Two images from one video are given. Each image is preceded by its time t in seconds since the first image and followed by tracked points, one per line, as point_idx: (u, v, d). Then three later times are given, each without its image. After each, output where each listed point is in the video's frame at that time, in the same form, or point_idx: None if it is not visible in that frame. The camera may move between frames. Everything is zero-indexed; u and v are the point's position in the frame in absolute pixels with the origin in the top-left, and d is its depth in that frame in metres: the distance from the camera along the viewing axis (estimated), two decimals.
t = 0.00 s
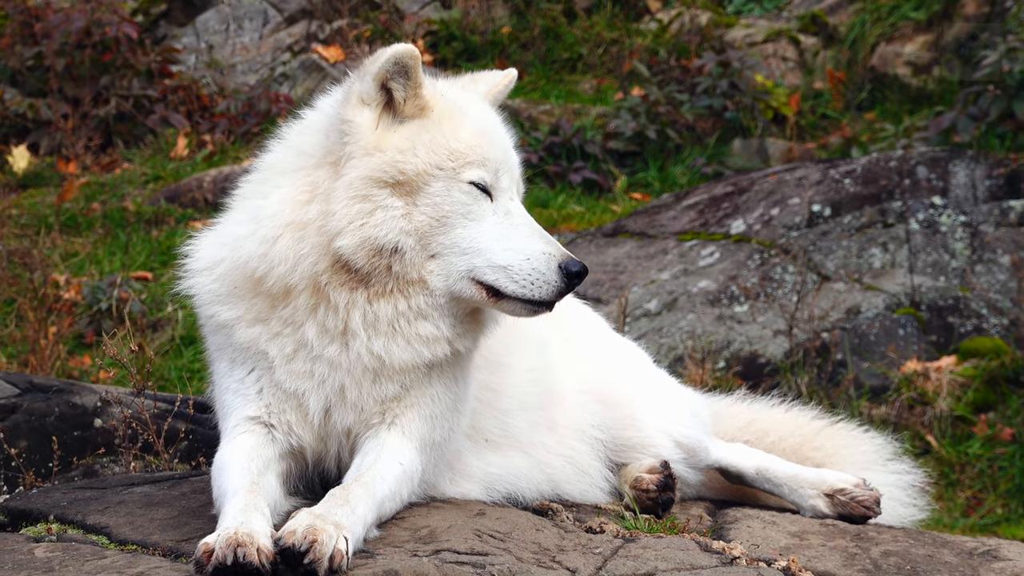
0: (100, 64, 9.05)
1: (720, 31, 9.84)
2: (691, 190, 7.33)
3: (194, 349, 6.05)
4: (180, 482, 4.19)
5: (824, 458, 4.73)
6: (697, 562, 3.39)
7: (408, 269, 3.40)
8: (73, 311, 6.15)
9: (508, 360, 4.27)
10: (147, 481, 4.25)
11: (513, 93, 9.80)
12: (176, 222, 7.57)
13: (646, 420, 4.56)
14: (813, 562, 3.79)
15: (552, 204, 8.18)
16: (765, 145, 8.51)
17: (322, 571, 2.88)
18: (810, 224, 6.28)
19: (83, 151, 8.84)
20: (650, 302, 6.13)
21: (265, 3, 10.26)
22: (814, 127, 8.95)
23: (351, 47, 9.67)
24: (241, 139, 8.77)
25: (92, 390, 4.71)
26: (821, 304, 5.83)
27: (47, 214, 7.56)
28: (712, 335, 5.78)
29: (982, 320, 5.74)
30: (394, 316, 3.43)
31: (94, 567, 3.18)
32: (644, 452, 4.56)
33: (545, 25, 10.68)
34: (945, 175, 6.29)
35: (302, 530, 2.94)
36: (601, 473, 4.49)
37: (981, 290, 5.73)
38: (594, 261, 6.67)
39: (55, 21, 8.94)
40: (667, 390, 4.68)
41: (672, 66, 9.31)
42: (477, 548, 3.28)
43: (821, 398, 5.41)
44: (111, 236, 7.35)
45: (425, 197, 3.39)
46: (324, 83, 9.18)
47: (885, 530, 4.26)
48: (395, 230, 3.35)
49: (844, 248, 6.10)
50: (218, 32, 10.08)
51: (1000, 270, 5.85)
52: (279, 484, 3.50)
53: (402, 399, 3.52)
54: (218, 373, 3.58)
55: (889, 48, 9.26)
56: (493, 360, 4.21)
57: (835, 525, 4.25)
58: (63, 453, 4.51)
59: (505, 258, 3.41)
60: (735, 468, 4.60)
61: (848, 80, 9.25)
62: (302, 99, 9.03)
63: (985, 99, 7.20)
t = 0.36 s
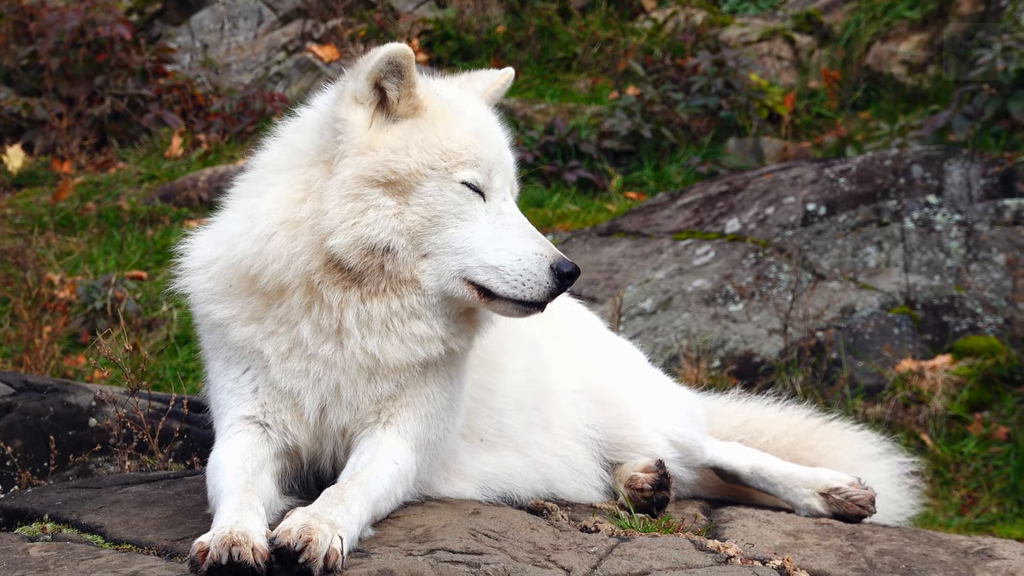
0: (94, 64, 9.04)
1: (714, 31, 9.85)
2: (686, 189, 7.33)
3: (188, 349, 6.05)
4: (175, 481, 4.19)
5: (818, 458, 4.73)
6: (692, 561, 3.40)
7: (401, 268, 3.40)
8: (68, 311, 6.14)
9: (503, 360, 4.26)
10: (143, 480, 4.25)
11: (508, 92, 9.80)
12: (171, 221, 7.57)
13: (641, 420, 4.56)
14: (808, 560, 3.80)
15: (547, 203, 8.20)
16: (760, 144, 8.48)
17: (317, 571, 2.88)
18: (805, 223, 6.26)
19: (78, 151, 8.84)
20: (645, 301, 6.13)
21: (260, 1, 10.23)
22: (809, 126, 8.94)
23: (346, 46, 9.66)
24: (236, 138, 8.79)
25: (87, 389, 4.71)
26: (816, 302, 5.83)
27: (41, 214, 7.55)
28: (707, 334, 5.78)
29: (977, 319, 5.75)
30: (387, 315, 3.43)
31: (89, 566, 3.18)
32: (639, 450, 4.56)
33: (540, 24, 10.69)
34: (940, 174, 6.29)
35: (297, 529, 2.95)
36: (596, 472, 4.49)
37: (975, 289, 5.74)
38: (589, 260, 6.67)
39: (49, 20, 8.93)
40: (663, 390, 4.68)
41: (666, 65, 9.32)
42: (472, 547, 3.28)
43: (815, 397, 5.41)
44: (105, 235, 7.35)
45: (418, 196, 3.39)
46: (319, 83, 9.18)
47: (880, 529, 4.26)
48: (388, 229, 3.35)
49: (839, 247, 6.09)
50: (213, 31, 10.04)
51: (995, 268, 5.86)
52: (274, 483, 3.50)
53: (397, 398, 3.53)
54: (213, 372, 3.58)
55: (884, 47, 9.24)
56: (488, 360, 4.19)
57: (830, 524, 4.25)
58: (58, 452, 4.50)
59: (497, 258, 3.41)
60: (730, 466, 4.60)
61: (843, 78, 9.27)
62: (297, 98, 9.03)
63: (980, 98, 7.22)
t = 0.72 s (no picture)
0: (89, 64, 9.06)
1: (709, 31, 9.86)
2: (680, 189, 7.34)
3: (183, 348, 6.05)
4: (169, 480, 4.20)
5: (812, 457, 4.73)
6: (686, 560, 3.40)
7: (377, 267, 3.39)
8: (62, 311, 6.16)
9: (497, 360, 4.25)
10: (137, 479, 4.25)
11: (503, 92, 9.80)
12: (165, 221, 7.58)
13: (635, 420, 4.56)
14: (802, 559, 3.80)
15: (542, 203, 8.21)
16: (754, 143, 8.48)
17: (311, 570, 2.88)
18: (799, 222, 6.28)
19: (72, 150, 8.84)
20: (639, 300, 6.14)
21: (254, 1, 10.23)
22: (803, 126, 9.00)
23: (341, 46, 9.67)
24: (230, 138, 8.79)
25: (81, 389, 4.69)
26: (810, 302, 5.84)
27: (35, 214, 7.55)
28: (701, 333, 5.78)
29: (971, 318, 5.75)
30: (368, 314, 3.42)
31: (83, 566, 3.18)
32: (632, 450, 4.56)
33: (534, 24, 10.69)
34: (934, 174, 6.30)
35: (291, 528, 2.95)
36: (590, 472, 4.50)
37: (969, 289, 5.74)
38: (583, 259, 6.68)
39: (44, 20, 8.93)
40: (656, 389, 4.68)
41: (661, 65, 9.35)
42: (466, 546, 3.28)
43: (809, 396, 5.41)
44: (100, 235, 7.35)
45: (390, 195, 3.37)
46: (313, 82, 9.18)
47: (874, 528, 4.27)
48: (361, 228, 3.34)
49: (833, 246, 6.10)
50: (207, 31, 10.07)
51: (989, 268, 5.86)
52: (268, 483, 3.50)
53: (390, 397, 3.54)
54: (208, 372, 3.58)
55: (878, 47, 9.22)
56: (481, 359, 4.19)
57: (824, 523, 4.26)
58: (52, 451, 4.52)
59: (469, 257, 3.37)
60: (724, 466, 4.61)
61: (837, 78, 9.28)
62: (291, 97, 9.02)
63: (974, 98, 7.25)
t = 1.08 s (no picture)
0: (78, 63, 9.05)
1: (697, 30, 9.87)
2: (669, 188, 7.33)
3: (172, 348, 6.05)
4: (158, 480, 4.19)
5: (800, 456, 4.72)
6: (676, 560, 3.40)
7: (330, 261, 3.39)
8: (52, 311, 6.15)
9: (486, 359, 4.24)
10: (125, 479, 4.24)
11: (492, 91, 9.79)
12: (154, 221, 7.58)
13: (625, 419, 4.55)
14: (792, 559, 3.80)
15: (531, 202, 8.21)
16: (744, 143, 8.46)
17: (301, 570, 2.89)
18: (789, 222, 6.28)
19: (62, 150, 8.82)
20: (628, 300, 6.14)
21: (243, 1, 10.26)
22: (793, 125, 8.99)
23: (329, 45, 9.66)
24: (219, 138, 8.81)
25: (70, 389, 4.70)
26: (799, 301, 5.84)
27: (24, 214, 7.53)
28: (690, 333, 5.77)
29: (960, 318, 5.75)
30: (335, 308, 3.42)
31: (72, 566, 3.18)
32: (622, 449, 4.55)
33: (523, 24, 10.69)
34: (924, 173, 6.32)
35: (280, 528, 2.96)
36: (580, 472, 4.49)
37: (959, 288, 5.74)
38: (573, 259, 6.68)
39: (32, 20, 8.93)
40: (646, 389, 4.68)
41: (650, 64, 9.30)
42: (455, 546, 3.28)
43: (799, 395, 5.41)
44: (89, 235, 7.35)
45: (337, 188, 3.37)
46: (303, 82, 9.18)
47: (863, 528, 4.26)
48: (310, 220, 3.34)
49: (822, 246, 6.10)
50: (196, 31, 10.08)
51: (978, 267, 5.86)
52: (259, 483, 3.49)
53: (379, 397, 3.54)
54: (199, 371, 3.57)
55: (867, 47, 9.14)
56: (472, 359, 4.19)
57: (814, 523, 4.25)
58: (43, 451, 4.52)
59: (410, 250, 3.33)
60: (713, 466, 4.61)
61: (827, 77, 9.29)
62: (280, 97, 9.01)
63: (963, 96, 7.23)
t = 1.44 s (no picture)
0: (64, 63, 9.00)
1: (683, 32, 9.89)
2: (655, 190, 7.34)
3: (159, 349, 6.06)
4: (143, 481, 4.19)
5: (782, 458, 4.72)
6: (661, 561, 3.40)
7: (279, 254, 3.42)
8: (38, 311, 6.10)
9: (475, 361, 4.18)
10: (111, 480, 4.24)
11: (477, 93, 9.80)
12: (140, 222, 7.61)
13: (611, 421, 4.55)
14: (777, 561, 3.80)
15: (517, 204, 8.22)
16: (729, 144, 8.56)
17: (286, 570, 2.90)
18: (774, 223, 6.30)
19: (47, 151, 8.80)
20: (614, 301, 6.15)
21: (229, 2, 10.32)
22: (778, 127, 8.97)
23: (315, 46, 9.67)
24: (206, 139, 8.84)
25: (56, 389, 4.70)
26: (784, 302, 5.84)
27: (9, 214, 7.46)
28: (676, 335, 5.77)
29: (946, 319, 5.74)
30: (295, 302, 3.44)
31: (57, 567, 3.18)
32: (607, 450, 4.54)
33: (509, 25, 10.71)
34: (908, 174, 6.30)
35: (265, 529, 2.96)
36: (566, 474, 4.47)
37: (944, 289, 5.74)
38: (558, 260, 6.68)
39: (19, 20, 8.85)
40: (633, 390, 4.68)
41: (635, 65, 9.41)
42: (441, 547, 3.27)
43: (784, 397, 5.42)
44: (75, 235, 7.35)
45: (280, 181, 3.41)
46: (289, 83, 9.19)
47: (849, 529, 4.27)
48: (255, 214, 3.39)
49: (808, 247, 6.11)
50: (182, 32, 10.12)
51: (963, 268, 5.86)
52: (244, 484, 3.49)
53: (364, 398, 3.55)
54: (187, 372, 3.59)
55: (853, 48, 9.23)
56: (460, 359, 4.14)
57: (799, 524, 4.26)
58: (29, 452, 4.51)
59: (333, 238, 3.31)
60: (700, 467, 4.61)
61: (812, 79, 9.28)
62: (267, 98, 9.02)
63: (948, 99, 7.30)
